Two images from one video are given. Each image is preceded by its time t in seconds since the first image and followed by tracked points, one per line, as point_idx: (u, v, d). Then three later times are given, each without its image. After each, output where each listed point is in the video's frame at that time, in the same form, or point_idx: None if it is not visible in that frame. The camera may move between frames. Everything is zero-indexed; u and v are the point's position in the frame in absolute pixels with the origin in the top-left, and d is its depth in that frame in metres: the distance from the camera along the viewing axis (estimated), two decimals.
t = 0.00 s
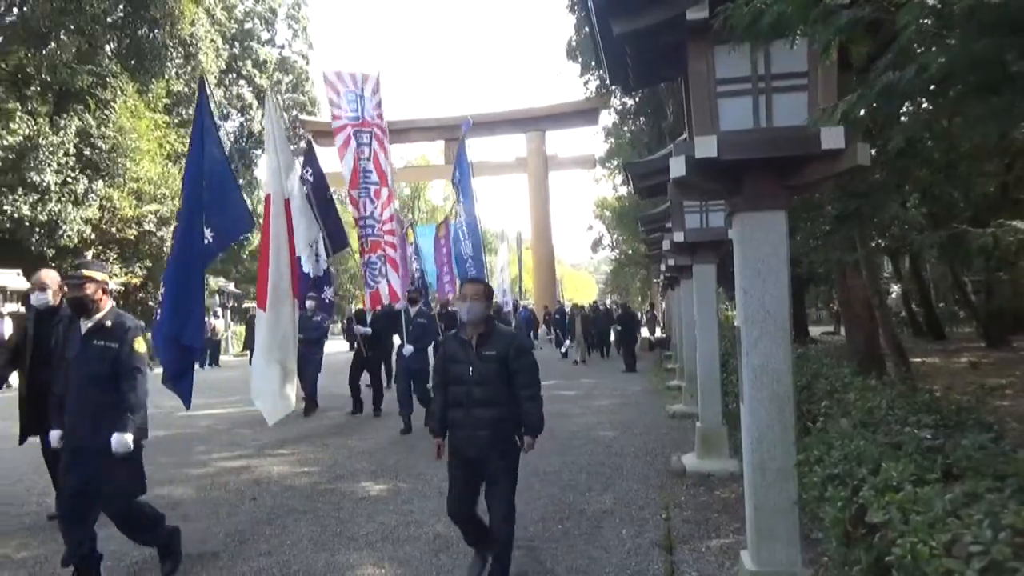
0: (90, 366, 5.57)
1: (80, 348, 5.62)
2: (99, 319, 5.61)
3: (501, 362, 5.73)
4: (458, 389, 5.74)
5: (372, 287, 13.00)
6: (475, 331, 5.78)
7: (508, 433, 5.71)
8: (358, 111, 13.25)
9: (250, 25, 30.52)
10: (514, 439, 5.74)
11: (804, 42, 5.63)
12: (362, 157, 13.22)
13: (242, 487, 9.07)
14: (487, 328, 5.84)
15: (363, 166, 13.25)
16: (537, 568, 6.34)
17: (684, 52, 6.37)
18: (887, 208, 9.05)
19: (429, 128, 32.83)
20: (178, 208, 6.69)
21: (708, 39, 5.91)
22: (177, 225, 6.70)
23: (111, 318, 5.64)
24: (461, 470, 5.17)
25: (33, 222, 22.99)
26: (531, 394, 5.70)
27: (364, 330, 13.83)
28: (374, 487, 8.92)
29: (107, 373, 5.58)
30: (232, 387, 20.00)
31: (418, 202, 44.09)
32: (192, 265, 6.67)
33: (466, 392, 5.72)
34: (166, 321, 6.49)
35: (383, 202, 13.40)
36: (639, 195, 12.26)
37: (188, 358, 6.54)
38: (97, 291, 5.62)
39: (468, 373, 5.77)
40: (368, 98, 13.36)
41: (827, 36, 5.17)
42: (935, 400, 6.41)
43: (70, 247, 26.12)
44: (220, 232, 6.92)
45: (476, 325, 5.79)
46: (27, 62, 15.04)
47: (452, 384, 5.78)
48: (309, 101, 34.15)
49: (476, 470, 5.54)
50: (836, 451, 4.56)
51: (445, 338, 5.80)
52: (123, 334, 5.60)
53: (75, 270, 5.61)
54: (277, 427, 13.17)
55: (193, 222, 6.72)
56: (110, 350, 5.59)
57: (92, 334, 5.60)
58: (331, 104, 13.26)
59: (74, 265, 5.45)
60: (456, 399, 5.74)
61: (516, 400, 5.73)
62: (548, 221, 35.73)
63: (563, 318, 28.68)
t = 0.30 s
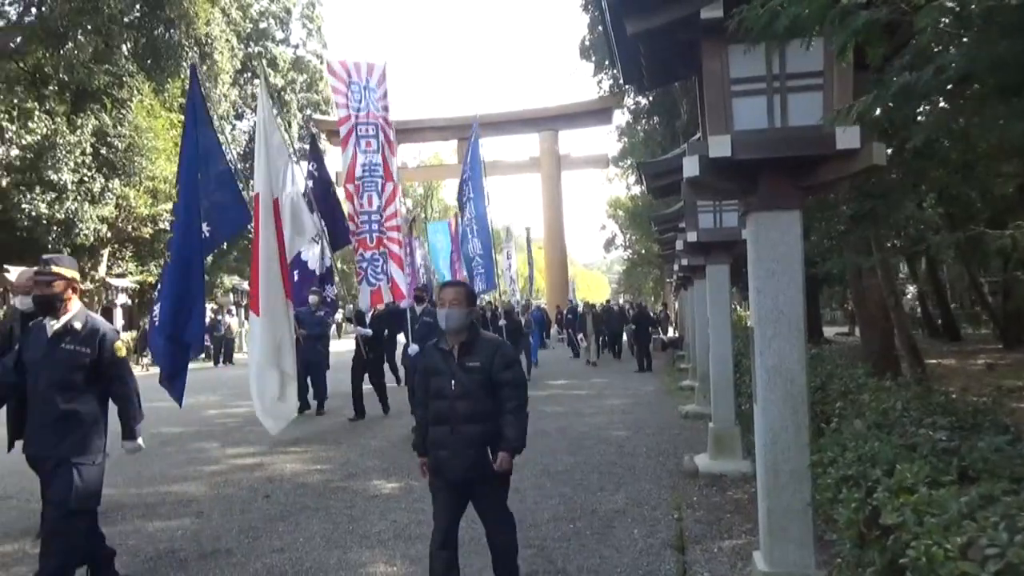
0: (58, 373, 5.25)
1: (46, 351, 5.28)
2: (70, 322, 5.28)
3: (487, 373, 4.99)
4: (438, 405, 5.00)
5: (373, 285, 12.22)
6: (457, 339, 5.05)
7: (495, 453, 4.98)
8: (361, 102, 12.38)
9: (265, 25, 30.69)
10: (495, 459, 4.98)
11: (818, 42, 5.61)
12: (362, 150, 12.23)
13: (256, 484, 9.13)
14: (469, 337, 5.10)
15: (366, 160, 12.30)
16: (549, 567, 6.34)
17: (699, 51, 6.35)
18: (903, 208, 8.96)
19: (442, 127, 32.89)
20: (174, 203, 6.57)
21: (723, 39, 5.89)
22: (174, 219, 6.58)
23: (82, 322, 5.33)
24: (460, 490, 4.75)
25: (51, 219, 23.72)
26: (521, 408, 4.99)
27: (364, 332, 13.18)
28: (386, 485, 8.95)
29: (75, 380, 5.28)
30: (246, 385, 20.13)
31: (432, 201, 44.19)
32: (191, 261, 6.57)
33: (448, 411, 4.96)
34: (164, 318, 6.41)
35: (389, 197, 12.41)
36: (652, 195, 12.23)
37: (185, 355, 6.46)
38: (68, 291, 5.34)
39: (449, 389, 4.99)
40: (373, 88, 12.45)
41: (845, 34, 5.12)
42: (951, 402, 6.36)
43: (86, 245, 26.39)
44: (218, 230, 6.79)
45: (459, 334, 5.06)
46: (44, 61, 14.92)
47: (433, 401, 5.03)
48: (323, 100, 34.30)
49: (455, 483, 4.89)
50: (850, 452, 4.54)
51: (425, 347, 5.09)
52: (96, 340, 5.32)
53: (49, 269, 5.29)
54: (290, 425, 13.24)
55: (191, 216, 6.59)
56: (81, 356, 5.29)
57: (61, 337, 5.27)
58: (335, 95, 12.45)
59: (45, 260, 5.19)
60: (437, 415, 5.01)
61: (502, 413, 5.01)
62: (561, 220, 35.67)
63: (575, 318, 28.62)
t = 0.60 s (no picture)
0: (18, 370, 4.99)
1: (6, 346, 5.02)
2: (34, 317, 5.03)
3: (472, 364, 4.76)
4: (418, 400, 4.77)
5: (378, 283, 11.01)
6: (438, 329, 4.84)
7: (481, 449, 4.76)
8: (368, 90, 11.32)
9: (281, 24, 30.86)
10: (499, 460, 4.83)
11: (836, 36, 5.56)
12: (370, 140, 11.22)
13: (272, 480, 9.19)
14: (453, 326, 4.87)
15: (373, 151, 11.24)
16: (563, 564, 6.34)
17: (714, 46, 6.30)
18: (922, 204, 8.85)
19: (456, 125, 32.91)
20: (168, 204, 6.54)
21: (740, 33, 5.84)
22: (169, 219, 6.57)
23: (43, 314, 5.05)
24: (469, 494, 4.69)
25: (71, 218, 24.09)
26: (512, 405, 4.74)
27: (370, 329, 13.05)
28: (401, 482, 8.98)
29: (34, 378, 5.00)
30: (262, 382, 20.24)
31: (446, 200, 44.27)
32: (190, 263, 6.59)
33: (429, 405, 4.73)
34: (166, 323, 6.43)
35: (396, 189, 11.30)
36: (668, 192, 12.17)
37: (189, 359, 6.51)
38: (33, 283, 5.05)
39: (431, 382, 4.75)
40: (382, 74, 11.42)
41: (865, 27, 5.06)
42: (971, 400, 6.28)
43: (104, 243, 26.66)
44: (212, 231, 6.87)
45: (441, 323, 4.83)
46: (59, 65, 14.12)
47: (413, 394, 4.81)
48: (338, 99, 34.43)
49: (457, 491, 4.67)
50: (868, 450, 4.49)
51: (404, 336, 4.90)
52: (58, 336, 5.04)
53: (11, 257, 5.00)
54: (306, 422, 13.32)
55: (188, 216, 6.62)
56: (41, 353, 5.01)
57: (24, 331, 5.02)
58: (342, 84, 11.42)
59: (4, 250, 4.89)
60: (417, 412, 4.78)
61: (493, 409, 4.78)
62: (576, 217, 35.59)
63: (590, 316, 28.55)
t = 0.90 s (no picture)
0: None
1: None
2: None
3: (474, 369, 4.08)
4: (410, 407, 4.09)
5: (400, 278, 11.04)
6: (438, 328, 4.18)
7: (483, 469, 4.07)
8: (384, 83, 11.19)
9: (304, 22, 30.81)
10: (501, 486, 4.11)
11: (865, 26, 5.47)
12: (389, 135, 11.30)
13: (299, 475, 9.28)
14: (454, 326, 4.20)
15: (390, 145, 11.34)
16: (589, 560, 6.33)
17: (740, 38, 6.23)
18: (952, 197, 8.70)
19: (477, 121, 32.98)
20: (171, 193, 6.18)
21: (767, 25, 5.77)
22: (173, 211, 6.16)
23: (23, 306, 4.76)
24: (477, 511, 4.03)
25: (99, 216, 24.53)
26: (520, 418, 4.10)
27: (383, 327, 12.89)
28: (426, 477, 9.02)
29: None
30: (287, 377, 20.44)
31: (469, 196, 44.42)
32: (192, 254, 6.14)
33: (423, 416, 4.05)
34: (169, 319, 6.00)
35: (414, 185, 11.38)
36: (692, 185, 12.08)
37: (196, 357, 6.01)
38: None
39: (425, 389, 4.07)
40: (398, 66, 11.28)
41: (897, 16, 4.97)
42: (1005, 396, 6.17)
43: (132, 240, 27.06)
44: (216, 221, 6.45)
45: (441, 320, 4.16)
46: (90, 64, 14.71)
47: (405, 404, 4.12)
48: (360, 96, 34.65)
49: (461, 511, 4.03)
50: (901, 446, 4.42)
51: (398, 334, 4.22)
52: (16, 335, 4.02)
53: None
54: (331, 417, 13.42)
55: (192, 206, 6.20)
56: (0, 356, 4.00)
57: None
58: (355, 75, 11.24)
59: None
60: (409, 422, 4.10)
61: (496, 422, 4.11)
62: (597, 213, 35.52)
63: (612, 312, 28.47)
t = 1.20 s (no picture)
0: None
1: None
2: None
3: (468, 381, 3.58)
4: (399, 425, 3.62)
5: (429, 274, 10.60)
6: (426, 334, 3.68)
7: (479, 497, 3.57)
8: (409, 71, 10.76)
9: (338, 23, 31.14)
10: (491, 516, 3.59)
11: (912, 14, 5.34)
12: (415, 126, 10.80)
13: (338, 471, 9.39)
14: (446, 332, 3.69)
15: (417, 137, 10.83)
16: (628, 558, 6.31)
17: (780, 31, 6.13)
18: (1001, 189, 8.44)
19: (512, 119, 32.98)
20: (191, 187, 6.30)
21: (810, 16, 5.67)
22: (192, 205, 6.26)
23: (11, 321, 5.51)
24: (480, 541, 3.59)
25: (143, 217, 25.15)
26: (517, 435, 3.57)
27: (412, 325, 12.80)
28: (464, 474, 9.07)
29: None
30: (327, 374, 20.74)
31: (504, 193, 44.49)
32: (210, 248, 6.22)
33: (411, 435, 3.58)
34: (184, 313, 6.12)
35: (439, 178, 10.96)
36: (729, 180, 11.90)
37: (210, 350, 6.14)
38: None
39: (414, 405, 3.59)
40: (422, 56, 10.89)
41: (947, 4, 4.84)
42: None
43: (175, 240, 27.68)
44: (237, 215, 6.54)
45: (429, 326, 3.67)
46: (134, 67, 15.85)
47: (394, 423, 3.64)
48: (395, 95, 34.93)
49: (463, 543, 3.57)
50: (950, 446, 4.32)
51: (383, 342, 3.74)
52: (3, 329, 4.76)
53: None
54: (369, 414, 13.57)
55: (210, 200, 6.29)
56: None
57: None
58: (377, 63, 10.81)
59: None
60: (399, 442, 3.62)
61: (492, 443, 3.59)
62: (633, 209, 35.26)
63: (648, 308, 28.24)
